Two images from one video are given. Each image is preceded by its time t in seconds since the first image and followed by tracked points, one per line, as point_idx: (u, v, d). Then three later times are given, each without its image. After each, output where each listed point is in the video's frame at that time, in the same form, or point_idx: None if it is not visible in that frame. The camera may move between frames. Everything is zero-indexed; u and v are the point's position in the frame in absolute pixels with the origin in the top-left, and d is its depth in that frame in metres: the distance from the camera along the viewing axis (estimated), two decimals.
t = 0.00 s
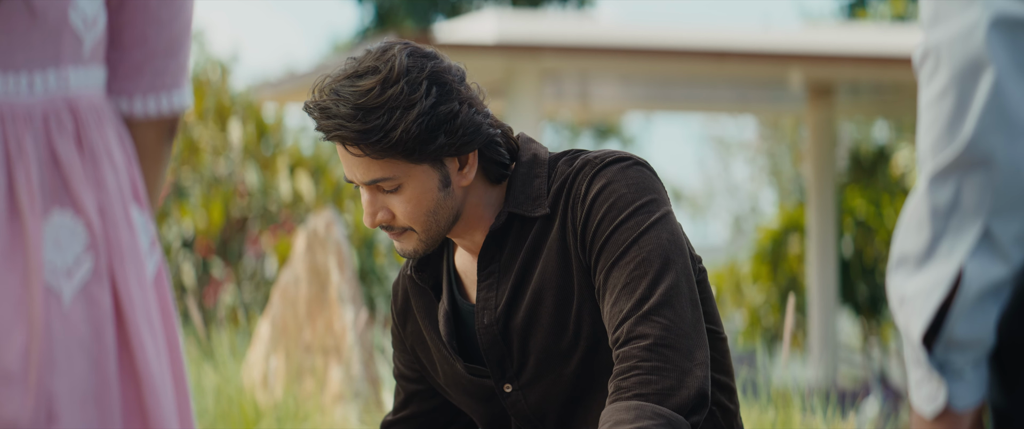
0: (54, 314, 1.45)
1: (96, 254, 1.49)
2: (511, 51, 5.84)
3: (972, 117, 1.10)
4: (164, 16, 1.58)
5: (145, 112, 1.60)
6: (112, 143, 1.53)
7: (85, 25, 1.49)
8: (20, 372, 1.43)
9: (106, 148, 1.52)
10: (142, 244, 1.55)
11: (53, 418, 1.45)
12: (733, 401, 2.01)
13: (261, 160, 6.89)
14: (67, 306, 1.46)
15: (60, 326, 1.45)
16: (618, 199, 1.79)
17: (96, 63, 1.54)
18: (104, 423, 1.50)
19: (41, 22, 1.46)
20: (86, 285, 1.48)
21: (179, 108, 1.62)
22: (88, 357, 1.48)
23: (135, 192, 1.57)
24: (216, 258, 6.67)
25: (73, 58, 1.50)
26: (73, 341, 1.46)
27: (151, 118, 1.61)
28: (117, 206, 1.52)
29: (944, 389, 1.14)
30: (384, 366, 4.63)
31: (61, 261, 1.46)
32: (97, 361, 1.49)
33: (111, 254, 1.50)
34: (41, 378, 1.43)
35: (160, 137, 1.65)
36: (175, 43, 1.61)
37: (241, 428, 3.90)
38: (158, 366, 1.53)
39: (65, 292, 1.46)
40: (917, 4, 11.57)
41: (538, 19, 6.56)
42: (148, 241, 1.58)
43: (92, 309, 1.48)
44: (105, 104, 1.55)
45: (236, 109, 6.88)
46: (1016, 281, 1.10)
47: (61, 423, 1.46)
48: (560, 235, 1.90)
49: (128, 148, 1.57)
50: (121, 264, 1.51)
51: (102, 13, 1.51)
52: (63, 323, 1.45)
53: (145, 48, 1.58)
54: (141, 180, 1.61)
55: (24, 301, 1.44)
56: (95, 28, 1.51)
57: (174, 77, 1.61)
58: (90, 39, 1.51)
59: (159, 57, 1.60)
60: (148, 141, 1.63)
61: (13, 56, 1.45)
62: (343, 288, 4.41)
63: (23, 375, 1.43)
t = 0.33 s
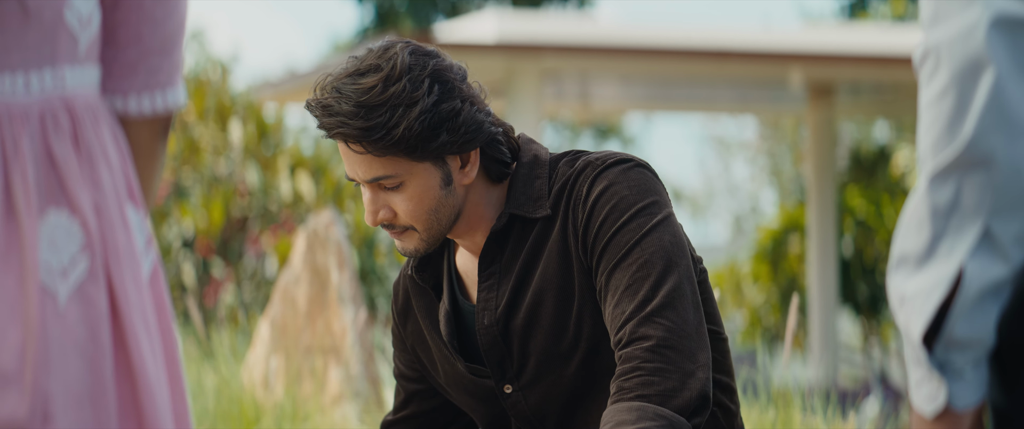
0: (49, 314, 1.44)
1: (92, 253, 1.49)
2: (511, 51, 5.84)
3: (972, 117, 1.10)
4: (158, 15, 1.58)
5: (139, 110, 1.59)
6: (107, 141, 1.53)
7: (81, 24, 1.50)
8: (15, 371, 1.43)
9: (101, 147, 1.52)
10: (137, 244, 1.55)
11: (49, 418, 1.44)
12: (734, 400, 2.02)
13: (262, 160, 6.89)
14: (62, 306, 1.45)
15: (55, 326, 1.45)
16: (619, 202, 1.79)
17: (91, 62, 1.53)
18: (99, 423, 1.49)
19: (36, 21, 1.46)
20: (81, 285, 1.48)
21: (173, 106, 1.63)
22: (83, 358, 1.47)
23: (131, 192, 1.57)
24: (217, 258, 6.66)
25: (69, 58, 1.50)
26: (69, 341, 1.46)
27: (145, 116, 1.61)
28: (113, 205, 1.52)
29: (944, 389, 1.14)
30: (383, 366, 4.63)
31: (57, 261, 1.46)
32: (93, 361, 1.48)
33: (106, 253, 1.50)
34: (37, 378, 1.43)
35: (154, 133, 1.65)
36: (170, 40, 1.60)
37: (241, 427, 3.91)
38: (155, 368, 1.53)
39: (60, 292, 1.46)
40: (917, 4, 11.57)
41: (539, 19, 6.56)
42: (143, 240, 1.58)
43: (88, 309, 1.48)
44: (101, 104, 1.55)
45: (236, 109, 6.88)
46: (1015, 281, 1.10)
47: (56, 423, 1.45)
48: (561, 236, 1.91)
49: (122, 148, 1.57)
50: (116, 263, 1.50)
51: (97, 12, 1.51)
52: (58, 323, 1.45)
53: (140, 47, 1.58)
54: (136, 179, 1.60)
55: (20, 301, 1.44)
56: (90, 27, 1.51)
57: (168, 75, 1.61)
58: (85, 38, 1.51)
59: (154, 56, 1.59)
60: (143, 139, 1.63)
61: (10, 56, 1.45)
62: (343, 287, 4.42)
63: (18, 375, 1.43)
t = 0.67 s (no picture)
0: (46, 314, 1.45)
1: (89, 254, 1.48)
2: (512, 50, 5.84)
3: (972, 117, 1.10)
4: (153, 14, 1.57)
5: (134, 111, 1.58)
6: (104, 142, 1.53)
7: (77, 23, 1.50)
8: (14, 370, 1.43)
9: (98, 147, 1.52)
10: (134, 244, 1.55)
11: (46, 418, 1.45)
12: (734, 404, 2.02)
13: (262, 160, 6.90)
14: (59, 305, 1.46)
15: (52, 326, 1.45)
16: (638, 227, 1.78)
17: (88, 62, 1.53)
18: (95, 422, 1.49)
19: (33, 21, 1.47)
20: (78, 284, 1.48)
21: (167, 108, 1.61)
22: (81, 358, 1.47)
23: (127, 191, 1.57)
24: (217, 258, 6.65)
25: (66, 59, 1.50)
26: (66, 341, 1.46)
27: (140, 117, 1.60)
28: (109, 204, 1.51)
29: (946, 389, 1.13)
30: (384, 366, 4.64)
31: (54, 260, 1.46)
32: (89, 362, 1.48)
33: (104, 253, 1.50)
34: (34, 377, 1.43)
35: (150, 134, 1.63)
36: (165, 40, 1.59)
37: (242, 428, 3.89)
38: (151, 371, 1.53)
39: (57, 292, 1.46)
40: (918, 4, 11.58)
41: (540, 19, 6.56)
42: (139, 240, 1.57)
43: (85, 309, 1.48)
44: (98, 104, 1.55)
45: (237, 109, 6.88)
46: (1016, 281, 1.10)
47: (53, 422, 1.45)
48: (568, 245, 1.88)
49: (118, 147, 1.57)
50: (113, 263, 1.50)
51: (93, 12, 1.52)
52: (55, 323, 1.45)
53: (134, 47, 1.57)
54: (133, 178, 1.60)
55: (18, 301, 1.45)
56: (87, 27, 1.51)
57: (163, 74, 1.60)
58: (82, 38, 1.51)
59: (149, 55, 1.58)
60: (138, 140, 1.62)
61: (8, 56, 1.46)
62: (345, 287, 4.41)
63: (16, 373, 1.43)
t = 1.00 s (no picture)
0: (46, 312, 1.45)
1: (88, 253, 1.49)
2: (513, 50, 5.85)
3: (972, 116, 1.11)
4: (150, 17, 1.57)
5: (133, 112, 1.59)
6: (103, 141, 1.53)
7: (76, 23, 1.50)
8: (14, 369, 1.43)
9: (97, 146, 1.52)
10: (133, 243, 1.55)
11: (46, 417, 1.45)
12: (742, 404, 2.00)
13: (264, 159, 6.92)
14: (59, 304, 1.46)
15: (52, 325, 1.45)
16: (636, 234, 1.76)
17: (86, 62, 1.54)
18: (95, 422, 1.50)
19: (32, 21, 1.47)
20: (78, 283, 1.48)
21: (166, 109, 1.62)
22: (81, 358, 1.48)
23: (126, 191, 1.57)
24: (218, 257, 6.63)
25: (64, 58, 1.50)
26: (65, 341, 1.46)
27: (139, 117, 1.60)
28: (107, 204, 1.51)
29: (945, 387, 1.15)
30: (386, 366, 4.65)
31: (53, 259, 1.46)
32: (89, 361, 1.48)
33: (102, 253, 1.50)
34: (34, 375, 1.44)
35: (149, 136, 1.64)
36: (163, 42, 1.60)
37: (243, 427, 3.86)
38: (150, 372, 1.53)
39: (57, 290, 1.46)
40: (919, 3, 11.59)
41: (541, 18, 6.56)
42: (138, 240, 1.58)
43: (84, 307, 1.48)
44: (96, 104, 1.55)
45: (238, 108, 6.88)
46: (1016, 280, 1.11)
47: (53, 422, 1.46)
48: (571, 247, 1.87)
49: (116, 147, 1.57)
50: (112, 263, 1.50)
51: (92, 12, 1.52)
52: (55, 322, 1.45)
53: (133, 48, 1.57)
54: (131, 178, 1.60)
55: (17, 300, 1.45)
56: (85, 27, 1.52)
57: (162, 76, 1.61)
58: (81, 37, 1.51)
59: (148, 56, 1.59)
60: (137, 142, 1.62)
61: (7, 55, 1.46)
62: (346, 286, 4.41)
63: (16, 372, 1.44)
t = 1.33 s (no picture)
0: (48, 307, 1.45)
1: (90, 248, 1.49)
2: (517, 43, 5.87)
3: (973, 110, 1.16)
4: (156, 14, 1.58)
5: (135, 109, 1.60)
6: (105, 138, 1.54)
7: (79, 19, 1.51)
8: (15, 363, 1.43)
9: (98, 142, 1.52)
10: (135, 238, 1.56)
11: (46, 411, 1.45)
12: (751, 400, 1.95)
13: (266, 153, 6.95)
14: (60, 299, 1.46)
15: (53, 319, 1.45)
16: (652, 209, 1.72)
17: (89, 58, 1.54)
18: (97, 417, 1.49)
19: (35, 16, 1.47)
20: (80, 278, 1.48)
21: (168, 105, 1.63)
22: (82, 352, 1.48)
23: (129, 187, 1.57)
24: (222, 251, 6.64)
25: (67, 54, 1.50)
26: (67, 335, 1.46)
27: (141, 114, 1.61)
28: (109, 200, 1.52)
29: (947, 380, 1.19)
30: (389, 360, 4.65)
31: (55, 254, 1.46)
32: (91, 356, 1.48)
33: (105, 248, 1.50)
34: (34, 370, 1.44)
35: (150, 132, 1.65)
36: (167, 39, 1.61)
37: (247, 421, 3.86)
38: (152, 368, 1.54)
39: (59, 285, 1.46)
40: None
41: (545, 12, 6.56)
42: (141, 235, 1.58)
43: (86, 302, 1.48)
44: (98, 99, 1.55)
45: (241, 102, 6.88)
46: (1019, 275, 1.15)
47: (53, 416, 1.46)
48: (579, 230, 1.87)
49: (119, 143, 1.57)
50: (114, 259, 1.51)
51: (95, 8, 1.53)
52: (56, 316, 1.45)
53: (138, 45, 1.59)
54: (134, 174, 1.61)
55: (18, 294, 1.45)
56: (88, 23, 1.52)
57: (164, 74, 1.62)
58: (84, 33, 1.52)
59: (151, 54, 1.60)
60: (138, 138, 1.63)
61: (9, 50, 1.46)
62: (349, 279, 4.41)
63: (17, 367, 1.44)
